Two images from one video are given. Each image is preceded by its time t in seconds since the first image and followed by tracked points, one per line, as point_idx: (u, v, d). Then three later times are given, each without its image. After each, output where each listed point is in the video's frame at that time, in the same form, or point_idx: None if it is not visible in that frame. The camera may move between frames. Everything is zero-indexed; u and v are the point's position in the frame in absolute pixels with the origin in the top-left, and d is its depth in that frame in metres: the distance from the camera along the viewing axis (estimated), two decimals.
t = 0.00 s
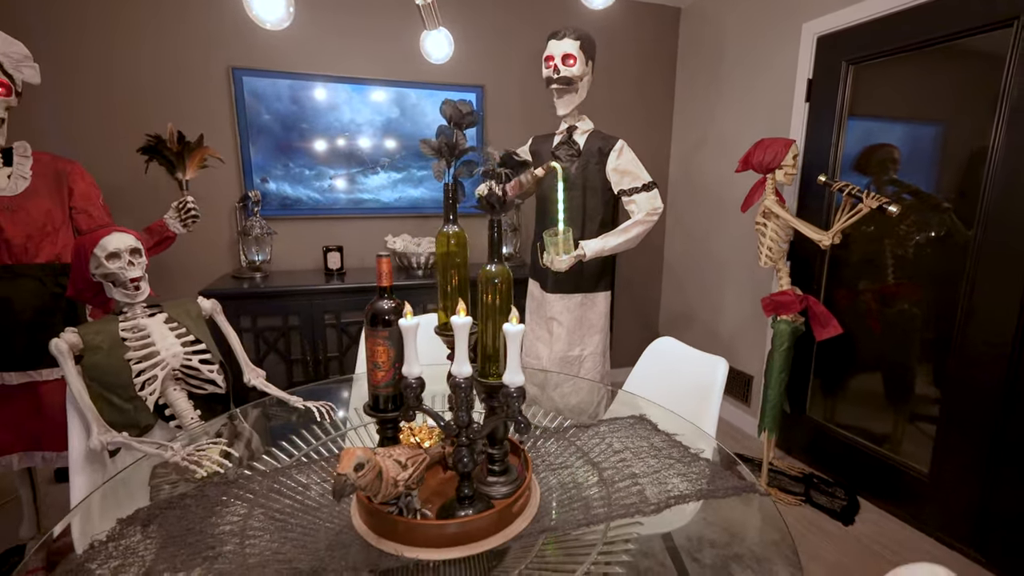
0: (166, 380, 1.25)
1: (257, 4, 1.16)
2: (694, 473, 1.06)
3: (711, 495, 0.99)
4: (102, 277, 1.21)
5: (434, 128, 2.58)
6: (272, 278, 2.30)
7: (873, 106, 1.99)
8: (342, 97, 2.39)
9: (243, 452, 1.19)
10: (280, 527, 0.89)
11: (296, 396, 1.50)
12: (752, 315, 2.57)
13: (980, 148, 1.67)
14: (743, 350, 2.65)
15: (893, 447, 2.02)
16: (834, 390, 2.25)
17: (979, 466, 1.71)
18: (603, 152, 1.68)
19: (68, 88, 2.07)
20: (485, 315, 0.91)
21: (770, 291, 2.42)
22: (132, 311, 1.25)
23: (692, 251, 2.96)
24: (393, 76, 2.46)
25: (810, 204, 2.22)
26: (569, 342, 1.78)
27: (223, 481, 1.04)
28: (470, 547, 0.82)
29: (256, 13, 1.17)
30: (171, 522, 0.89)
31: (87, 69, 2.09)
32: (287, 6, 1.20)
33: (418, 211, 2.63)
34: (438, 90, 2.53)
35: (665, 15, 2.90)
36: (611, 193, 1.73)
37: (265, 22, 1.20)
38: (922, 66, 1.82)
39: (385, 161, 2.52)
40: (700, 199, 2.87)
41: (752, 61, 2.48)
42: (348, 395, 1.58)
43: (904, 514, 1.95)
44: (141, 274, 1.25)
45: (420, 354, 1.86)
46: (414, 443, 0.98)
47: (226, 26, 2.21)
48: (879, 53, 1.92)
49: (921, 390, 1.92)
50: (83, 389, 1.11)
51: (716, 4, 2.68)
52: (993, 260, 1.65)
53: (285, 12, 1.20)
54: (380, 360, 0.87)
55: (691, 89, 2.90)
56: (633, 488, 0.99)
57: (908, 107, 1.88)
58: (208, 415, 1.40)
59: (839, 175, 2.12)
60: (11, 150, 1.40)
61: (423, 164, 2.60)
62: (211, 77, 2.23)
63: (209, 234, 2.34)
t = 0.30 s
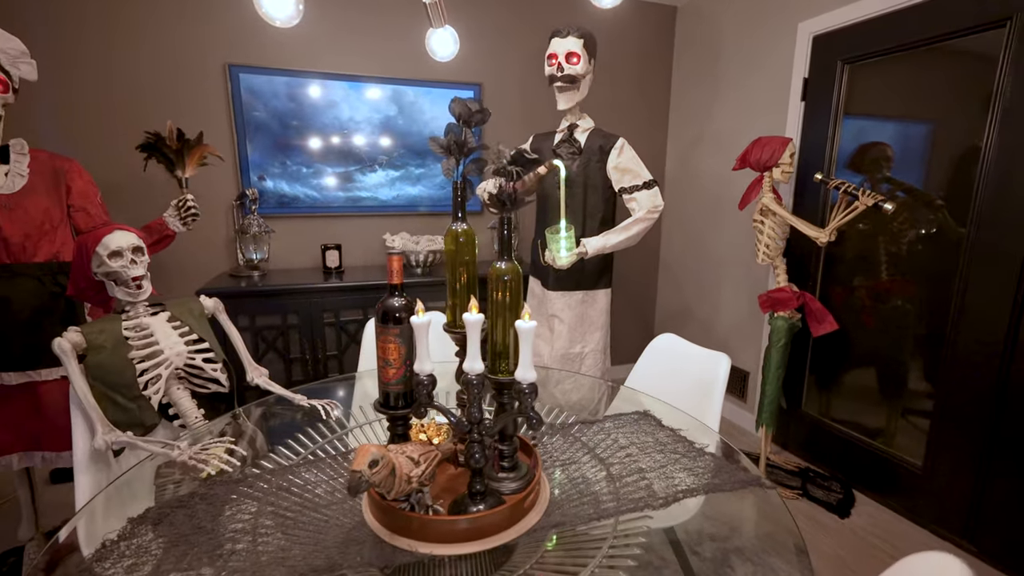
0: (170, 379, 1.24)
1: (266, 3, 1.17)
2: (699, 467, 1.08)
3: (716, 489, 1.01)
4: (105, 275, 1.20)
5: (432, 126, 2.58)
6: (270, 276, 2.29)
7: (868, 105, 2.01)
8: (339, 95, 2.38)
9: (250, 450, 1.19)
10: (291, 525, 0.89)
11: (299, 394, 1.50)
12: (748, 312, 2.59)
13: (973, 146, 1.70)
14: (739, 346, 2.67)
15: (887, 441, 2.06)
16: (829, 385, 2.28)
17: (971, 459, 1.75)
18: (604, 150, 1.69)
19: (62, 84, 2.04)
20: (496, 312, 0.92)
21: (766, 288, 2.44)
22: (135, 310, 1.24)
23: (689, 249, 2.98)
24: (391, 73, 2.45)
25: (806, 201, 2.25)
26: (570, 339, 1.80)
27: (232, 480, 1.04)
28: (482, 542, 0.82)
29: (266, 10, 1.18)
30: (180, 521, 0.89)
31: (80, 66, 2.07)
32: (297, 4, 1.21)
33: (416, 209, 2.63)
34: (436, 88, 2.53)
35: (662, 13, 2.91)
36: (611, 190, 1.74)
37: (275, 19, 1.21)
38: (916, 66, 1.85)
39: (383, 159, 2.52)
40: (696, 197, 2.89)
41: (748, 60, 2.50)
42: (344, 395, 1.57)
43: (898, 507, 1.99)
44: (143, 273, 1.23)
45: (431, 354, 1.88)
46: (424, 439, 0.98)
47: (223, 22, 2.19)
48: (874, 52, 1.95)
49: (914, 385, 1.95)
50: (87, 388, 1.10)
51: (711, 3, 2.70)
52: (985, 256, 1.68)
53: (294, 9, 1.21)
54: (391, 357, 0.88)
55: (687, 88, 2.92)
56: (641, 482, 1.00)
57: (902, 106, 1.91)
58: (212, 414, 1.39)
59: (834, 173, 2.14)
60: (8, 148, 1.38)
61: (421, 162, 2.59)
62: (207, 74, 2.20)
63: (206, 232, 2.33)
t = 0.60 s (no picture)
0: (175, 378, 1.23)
1: None
2: (707, 462, 1.09)
3: (725, 482, 1.02)
4: (109, 273, 1.18)
5: (431, 123, 2.57)
6: (269, 274, 2.27)
7: (863, 103, 2.04)
8: (338, 92, 2.37)
9: (258, 449, 1.19)
10: (304, 523, 0.89)
11: (304, 392, 1.50)
12: (745, 308, 2.62)
13: (968, 145, 1.73)
14: (736, 343, 2.70)
15: (883, 435, 2.09)
16: (825, 380, 2.31)
17: (965, 452, 1.78)
18: (606, 148, 1.70)
19: (55, 80, 2.01)
20: (509, 311, 0.92)
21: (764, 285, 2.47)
22: (139, 308, 1.22)
23: (686, 246, 3.00)
24: (391, 70, 2.45)
25: (803, 198, 2.27)
26: (573, 336, 1.81)
27: (243, 478, 1.04)
28: (498, 537, 0.83)
29: (281, 8, 1.21)
30: (191, 519, 0.89)
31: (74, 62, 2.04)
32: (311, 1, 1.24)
33: (415, 206, 2.63)
34: (435, 85, 2.52)
35: (659, 11, 2.92)
36: (614, 187, 1.76)
37: (288, 16, 1.23)
38: (912, 65, 1.88)
39: (382, 156, 2.51)
40: (693, 194, 2.91)
41: (745, 58, 2.53)
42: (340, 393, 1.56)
43: (893, 500, 2.03)
44: (147, 271, 1.22)
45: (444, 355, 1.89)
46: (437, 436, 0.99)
47: (220, 18, 2.17)
48: (870, 51, 1.97)
49: (909, 380, 1.99)
50: (92, 387, 1.09)
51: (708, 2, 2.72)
52: (979, 253, 1.71)
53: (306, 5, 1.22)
54: (405, 354, 0.88)
55: (683, 85, 2.93)
56: (651, 476, 1.02)
57: (898, 104, 1.93)
58: (217, 412, 1.39)
59: (831, 170, 2.17)
60: (6, 144, 1.35)
61: (420, 159, 2.59)
62: (204, 70, 2.18)
63: (204, 230, 2.30)
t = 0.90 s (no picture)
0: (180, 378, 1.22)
1: None
2: (714, 457, 1.11)
3: (732, 477, 1.04)
4: (112, 272, 1.17)
5: (428, 121, 2.56)
6: (267, 273, 2.26)
7: (857, 102, 2.07)
8: (335, 88, 2.36)
9: (266, 447, 1.19)
10: (315, 521, 0.89)
11: (309, 390, 1.49)
12: (741, 305, 2.64)
13: (961, 144, 1.76)
14: (731, 339, 2.73)
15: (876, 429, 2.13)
16: (820, 376, 2.34)
17: (957, 445, 1.82)
18: (607, 146, 1.71)
19: (47, 76, 1.98)
20: (520, 308, 0.93)
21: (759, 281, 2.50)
22: (142, 307, 1.21)
23: (682, 243, 3.02)
24: (388, 68, 2.44)
25: (798, 196, 2.30)
26: (574, 333, 1.82)
27: (253, 477, 1.04)
28: (513, 533, 0.84)
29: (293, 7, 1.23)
30: (200, 520, 0.89)
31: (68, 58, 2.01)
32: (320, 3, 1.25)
33: (413, 204, 2.62)
34: (432, 83, 2.52)
35: (654, 10, 2.94)
36: (614, 185, 1.77)
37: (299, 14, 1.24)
38: (905, 65, 1.91)
39: (379, 154, 2.50)
40: (689, 192, 2.93)
41: (740, 57, 2.55)
42: (336, 392, 1.56)
43: (887, 492, 2.07)
44: (150, 270, 1.21)
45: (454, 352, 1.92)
46: (448, 434, 0.99)
47: (216, 14, 2.15)
48: (865, 51, 2.00)
49: (902, 375, 2.02)
50: (97, 387, 1.08)
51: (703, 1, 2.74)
52: (972, 250, 1.74)
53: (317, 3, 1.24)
54: (418, 352, 0.88)
55: (679, 84, 2.95)
56: (659, 471, 1.03)
57: (891, 104, 1.96)
58: (221, 412, 1.38)
59: (826, 168, 2.20)
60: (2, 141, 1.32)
61: (418, 157, 2.58)
62: (200, 67, 2.16)
63: (199, 228, 2.28)
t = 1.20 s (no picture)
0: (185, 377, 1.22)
1: None
2: (718, 451, 1.13)
3: (735, 470, 1.06)
4: (116, 272, 1.17)
5: (425, 119, 2.57)
6: (265, 272, 2.25)
7: (850, 102, 2.10)
8: (332, 87, 2.35)
9: (274, 445, 1.19)
10: (326, 518, 0.90)
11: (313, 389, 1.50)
12: (736, 302, 2.68)
13: (952, 144, 1.80)
14: (726, 336, 2.77)
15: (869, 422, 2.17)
16: (813, 371, 2.39)
17: (948, 438, 1.86)
18: (607, 145, 1.73)
19: (41, 73, 1.95)
20: (530, 306, 0.94)
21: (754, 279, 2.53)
22: (146, 307, 1.21)
23: (677, 241, 3.05)
24: (386, 66, 2.44)
25: (792, 194, 2.34)
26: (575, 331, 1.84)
27: (264, 475, 1.05)
28: (526, 527, 0.85)
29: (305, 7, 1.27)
30: (209, 519, 0.90)
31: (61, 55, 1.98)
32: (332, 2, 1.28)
33: (410, 202, 2.62)
34: (430, 81, 2.53)
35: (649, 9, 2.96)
36: (614, 183, 1.78)
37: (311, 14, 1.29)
38: (897, 65, 1.94)
39: (377, 153, 2.50)
40: (684, 190, 2.95)
41: (735, 57, 2.58)
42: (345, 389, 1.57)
43: (879, 484, 2.11)
44: (154, 270, 1.21)
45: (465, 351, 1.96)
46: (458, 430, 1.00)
47: (213, 11, 2.14)
48: (858, 52, 2.04)
49: (893, 369, 2.07)
50: (102, 387, 1.08)
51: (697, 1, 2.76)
52: (961, 247, 1.78)
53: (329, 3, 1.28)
54: (430, 350, 0.89)
55: (674, 83, 2.98)
56: (666, 465, 1.05)
57: (883, 103, 2.00)
58: (226, 411, 1.38)
59: (820, 167, 2.23)
60: None
61: (415, 155, 2.58)
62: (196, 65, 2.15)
63: (196, 227, 2.27)
